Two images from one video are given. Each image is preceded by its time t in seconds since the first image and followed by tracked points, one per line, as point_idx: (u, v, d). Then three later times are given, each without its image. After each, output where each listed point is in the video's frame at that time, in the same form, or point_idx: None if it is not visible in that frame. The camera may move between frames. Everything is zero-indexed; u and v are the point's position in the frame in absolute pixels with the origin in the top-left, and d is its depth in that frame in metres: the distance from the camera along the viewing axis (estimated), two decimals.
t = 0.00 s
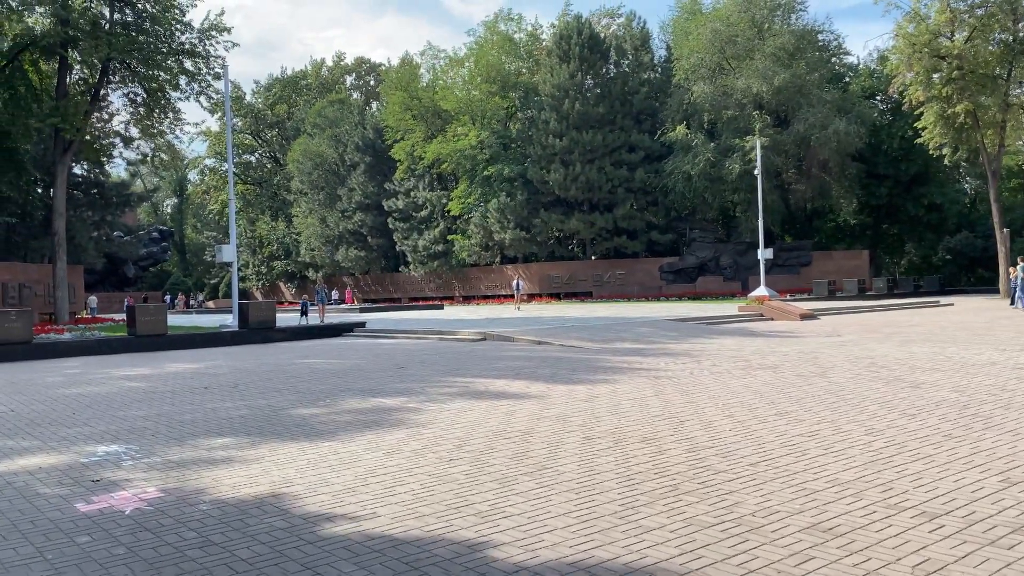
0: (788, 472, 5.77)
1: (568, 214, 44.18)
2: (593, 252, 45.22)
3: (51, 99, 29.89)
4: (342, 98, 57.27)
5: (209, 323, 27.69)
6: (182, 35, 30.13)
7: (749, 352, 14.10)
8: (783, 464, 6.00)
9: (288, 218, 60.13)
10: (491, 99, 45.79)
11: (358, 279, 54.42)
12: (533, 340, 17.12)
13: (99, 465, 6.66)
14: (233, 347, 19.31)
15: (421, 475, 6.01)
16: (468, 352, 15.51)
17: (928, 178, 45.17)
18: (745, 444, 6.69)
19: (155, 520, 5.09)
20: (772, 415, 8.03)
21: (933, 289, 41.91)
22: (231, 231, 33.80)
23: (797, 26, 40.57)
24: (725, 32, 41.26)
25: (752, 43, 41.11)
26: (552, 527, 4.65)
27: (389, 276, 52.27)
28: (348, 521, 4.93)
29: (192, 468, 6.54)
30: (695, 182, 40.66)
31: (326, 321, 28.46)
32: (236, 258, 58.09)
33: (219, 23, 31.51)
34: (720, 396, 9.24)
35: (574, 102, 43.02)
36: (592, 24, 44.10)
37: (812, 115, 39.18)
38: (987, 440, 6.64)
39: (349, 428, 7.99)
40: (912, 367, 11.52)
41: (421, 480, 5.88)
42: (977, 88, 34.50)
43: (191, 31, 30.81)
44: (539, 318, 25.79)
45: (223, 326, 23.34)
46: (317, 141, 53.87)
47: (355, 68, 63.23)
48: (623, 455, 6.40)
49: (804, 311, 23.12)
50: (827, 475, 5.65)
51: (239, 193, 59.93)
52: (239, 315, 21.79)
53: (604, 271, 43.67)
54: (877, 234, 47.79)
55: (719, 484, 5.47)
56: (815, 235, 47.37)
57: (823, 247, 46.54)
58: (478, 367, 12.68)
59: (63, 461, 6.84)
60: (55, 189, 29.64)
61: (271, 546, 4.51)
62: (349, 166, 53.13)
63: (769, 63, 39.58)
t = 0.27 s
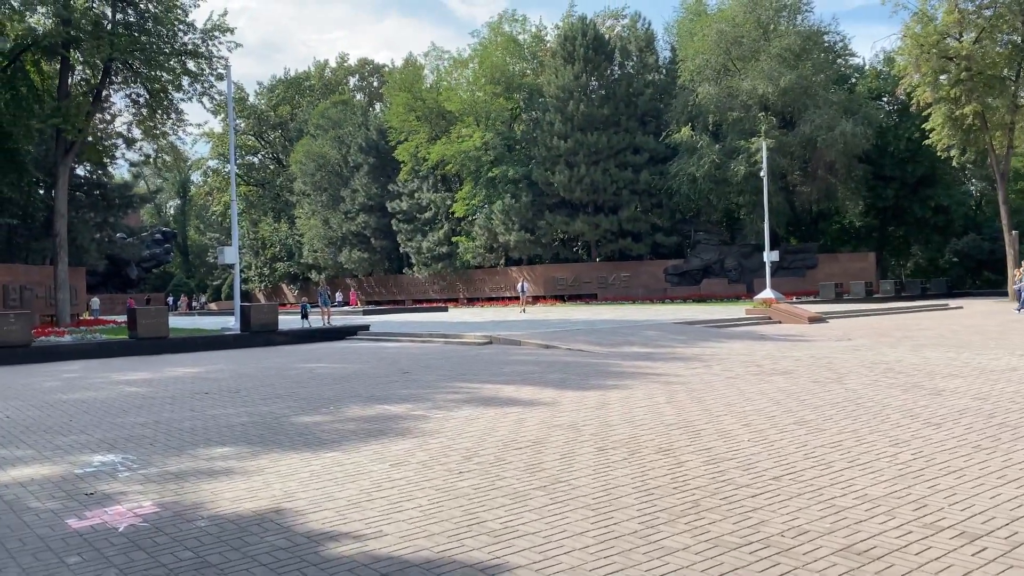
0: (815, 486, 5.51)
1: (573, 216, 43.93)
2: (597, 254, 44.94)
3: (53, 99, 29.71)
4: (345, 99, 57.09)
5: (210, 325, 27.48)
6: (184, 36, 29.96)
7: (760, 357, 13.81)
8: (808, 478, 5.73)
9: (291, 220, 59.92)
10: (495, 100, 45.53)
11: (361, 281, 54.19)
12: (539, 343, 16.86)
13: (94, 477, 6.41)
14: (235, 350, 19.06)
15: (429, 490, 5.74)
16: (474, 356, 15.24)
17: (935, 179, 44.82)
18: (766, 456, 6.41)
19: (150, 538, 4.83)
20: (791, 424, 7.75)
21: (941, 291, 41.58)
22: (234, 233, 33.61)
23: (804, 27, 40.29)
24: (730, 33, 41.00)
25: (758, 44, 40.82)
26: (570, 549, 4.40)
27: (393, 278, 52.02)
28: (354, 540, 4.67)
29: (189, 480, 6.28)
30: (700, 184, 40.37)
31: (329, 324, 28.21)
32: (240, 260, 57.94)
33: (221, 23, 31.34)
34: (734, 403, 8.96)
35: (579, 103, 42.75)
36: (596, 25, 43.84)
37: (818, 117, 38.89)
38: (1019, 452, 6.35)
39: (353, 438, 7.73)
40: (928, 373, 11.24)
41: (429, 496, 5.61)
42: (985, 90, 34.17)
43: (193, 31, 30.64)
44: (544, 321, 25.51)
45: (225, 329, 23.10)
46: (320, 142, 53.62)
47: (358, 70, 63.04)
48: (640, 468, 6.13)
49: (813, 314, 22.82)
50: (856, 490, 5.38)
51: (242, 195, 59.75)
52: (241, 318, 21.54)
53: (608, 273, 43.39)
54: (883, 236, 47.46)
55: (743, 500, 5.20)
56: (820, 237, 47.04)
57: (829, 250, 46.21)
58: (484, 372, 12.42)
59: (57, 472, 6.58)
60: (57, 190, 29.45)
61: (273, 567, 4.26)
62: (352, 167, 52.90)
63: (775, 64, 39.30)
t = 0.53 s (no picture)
0: (834, 498, 5.26)
1: (573, 218, 43.72)
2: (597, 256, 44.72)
3: (50, 98, 29.47)
4: (344, 99, 56.81)
5: (207, 327, 27.24)
6: (183, 34, 29.71)
7: (765, 361, 13.55)
8: (826, 489, 5.49)
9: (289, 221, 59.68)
10: (496, 101, 45.30)
11: (360, 282, 53.94)
12: (541, 346, 16.61)
13: (81, 484, 6.15)
14: (231, 353, 18.78)
15: (429, 500, 5.49)
16: (474, 359, 14.98)
17: (937, 182, 44.60)
18: (781, 465, 6.17)
19: (137, 551, 4.58)
20: (803, 432, 7.49)
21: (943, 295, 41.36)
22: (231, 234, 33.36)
23: (805, 29, 40.08)
24: (731, 34, 40.79)
25: (760, 45, 40.60)
26: (580, 567, 4.14)
27: (392, 279, 51.81)
28: (351, 556, 4.41)
29: (181, 487, 6.02)
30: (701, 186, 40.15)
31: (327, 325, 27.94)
32: (239, 260, 57.77)
33: (220, 22, 31.10)
34: (744, 409, 8.72)
35: (580, 104, 42.51)
36: (597, 26, 43.63)
37: (820, 119, 38.68)
38: None
39: (350, 444, 7.47)
40: (940, 378, 10.99)
41: (429, 506, 5.35)
42: (989, 92, 33.93)
43: (192, 30, 30.40)
44: (545, 323, 25.26)
45: (222, 330, 22.84)
46: (320, 143, 53.34)
47: (358, 70, 62.81)
48: (649, 476, 5.88)
49: (816, 318, 22.58)
50: (877, 502, 5.13)
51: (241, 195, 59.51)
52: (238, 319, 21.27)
53: (609, 275, 43.16)
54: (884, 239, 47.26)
55: (758, 512, 4.96)
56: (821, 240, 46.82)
57: (830, 253, 46.01)
58: (486, 375, 12.17)
59: (42, 480, 6.32)
60: (54, 189, 29.23)
61: None
62: (352, 168, 52.64)
63: (776, 66, 39.09)
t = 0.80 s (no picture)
0: (853, 511, 5.01)
1: (572, 221, 43.48)
2: (596, 260, 44.48)
3: (47, 98, 29.24)
4: (343, 102, 56.56)
5: (204, 328, 26.96)
6: (181, 34, 29.47)
7: (770, 366, 13.31)
8: (844, 501, 5.24)
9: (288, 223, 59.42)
10: (495, 104, 45.05)
11: (358, 285, 53.65)
12: (541, 350, 16.34)
13: (64, 493, 5.89)
14: (227, 355, 18.51)
15: (428, 512, 5.23)
16: (474, 362, 14.73)
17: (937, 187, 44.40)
18: (795, 475, 5.92)
19: (118, 567, 4.31)
20: (814, 439, 7.26)
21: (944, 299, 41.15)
22: (228, 235, 33.08)
23: (806, 32, 39.93)
24: (732, 38, 40.64)
25: (761, 49, 40.43)
26: None
27: (390, 282, 51.54)
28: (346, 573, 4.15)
29: (169, 497, 5.76)
30: (701, 189, 39.95)
31: (325, 327, 27.68)
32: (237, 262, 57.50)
33: (218, 22, 30.86)
34: (752, 416, 8.47)
35: (580, 107, 42.31)
36: (598, 29, 43.47)
37: (821, 123, 38.50)
38: None
39: (347, 450, 7.21)
40: (950, 385, 10.74)
41: (428, 519, 5.09)
42: (991, 95, 33.75)
43: (190, 31, 30.17)
44: (544, 327, 25.00)
45: (218, 332, 22.56)
46: (318, 145, 53.10)
47: (357, 73, 62.64)
48: (658, 488, 5.63)
49: (819, 322, 22.35)
50: (899, 516, 4.88)
51: (239, 197, 59.23)
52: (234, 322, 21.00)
53: (608, 278, 42.92)
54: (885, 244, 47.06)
55: (776, 527, 4.70)
56: (821, 244, 46.60)
57: (830, 257, 45.81)
58: (486, 380, 11.92)
59: (25, 488, 6.06)
60: (50, 189, 28.97)
61: None
62: (350, 170, 52.40)
63: (777, 70, 38.92)
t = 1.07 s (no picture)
0: (876, 533, 4.74)
1: (572, 225, 43.24)
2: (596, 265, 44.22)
3: (43, 100, 29.01)
4: (342, 105, 56.33)
5: (201, 333, 26.70)
6: (179, 37, 29.26)
7: (775, 375, 13.05)
8: (864, 521, 4.98)
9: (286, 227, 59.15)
10: (495, 107, 44.78)
11: (356, 289, 53.36)
12: (542, 357, 16.07)
13: (46, 511, 5.61)
14: (222, 361, 18.24)
15: (427, 533, 4.96)
16: (473, 370, 14.48)
17: (939, 193, 44.16)
18: (812, 493, 5.65)
19: None
20: (828, 453, 6.99)
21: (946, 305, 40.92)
22: (226, 239, 32.80)
23: (808, 37, 39.75)
24: (733, 42, 40.47)
25: (762, 53, 40.27)
26: None
27: (389, 287, 51.28)
28: None
29: (155, 515, 5.49)
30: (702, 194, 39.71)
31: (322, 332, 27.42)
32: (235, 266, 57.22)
33: (217, 25, 30.66)
34: (761, 428, 8.21)
35: (580, 111, 42.08)
36: (598, 33, 43.31)
37: (822, 128, 38.29)
38: None
39: (342, 464, 6.94)
40: (962, 395, 10.45)
41: (427, 541, 4.82)
42: (993, 100, 33.57)
43: (188, 33, 29.96)
44: (544, 332, 24.75)
45: (214, 337, 22.30)
46: (318, 149, 52.88)
47: (357, 77, 62.48)
48: (669, 507, 5.36)
49: (822, 329, 22.09)
50: (925, 539, 4.61)
51: (238, 201, 58.98)
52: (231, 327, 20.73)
53: (608, 283, 42.66)
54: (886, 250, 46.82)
55: (795, 552, 4.43)
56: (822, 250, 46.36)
57: (831, 262, 45.58)
58: (487, 388, 11.63)
59: (6, 504, 5.79)
60: (45, 192, 28.70)
61: None
62: (349, 174, 52.14)
63: (778, 74, 38.74)
